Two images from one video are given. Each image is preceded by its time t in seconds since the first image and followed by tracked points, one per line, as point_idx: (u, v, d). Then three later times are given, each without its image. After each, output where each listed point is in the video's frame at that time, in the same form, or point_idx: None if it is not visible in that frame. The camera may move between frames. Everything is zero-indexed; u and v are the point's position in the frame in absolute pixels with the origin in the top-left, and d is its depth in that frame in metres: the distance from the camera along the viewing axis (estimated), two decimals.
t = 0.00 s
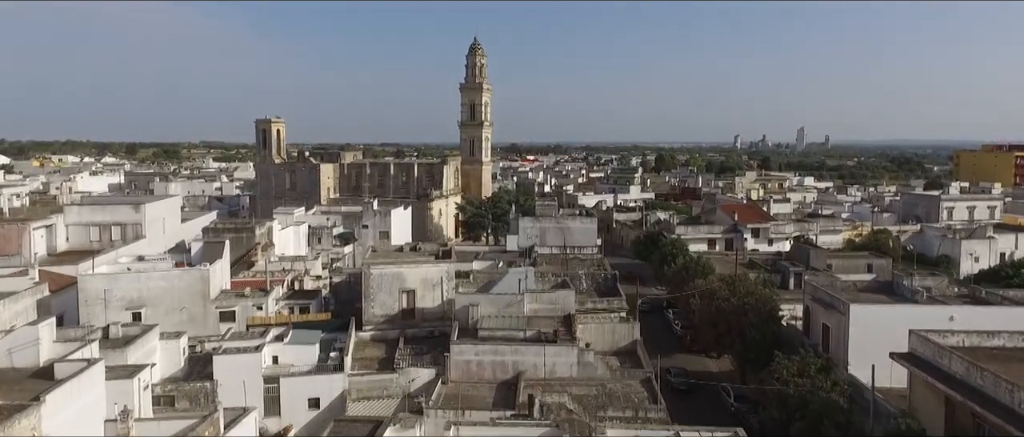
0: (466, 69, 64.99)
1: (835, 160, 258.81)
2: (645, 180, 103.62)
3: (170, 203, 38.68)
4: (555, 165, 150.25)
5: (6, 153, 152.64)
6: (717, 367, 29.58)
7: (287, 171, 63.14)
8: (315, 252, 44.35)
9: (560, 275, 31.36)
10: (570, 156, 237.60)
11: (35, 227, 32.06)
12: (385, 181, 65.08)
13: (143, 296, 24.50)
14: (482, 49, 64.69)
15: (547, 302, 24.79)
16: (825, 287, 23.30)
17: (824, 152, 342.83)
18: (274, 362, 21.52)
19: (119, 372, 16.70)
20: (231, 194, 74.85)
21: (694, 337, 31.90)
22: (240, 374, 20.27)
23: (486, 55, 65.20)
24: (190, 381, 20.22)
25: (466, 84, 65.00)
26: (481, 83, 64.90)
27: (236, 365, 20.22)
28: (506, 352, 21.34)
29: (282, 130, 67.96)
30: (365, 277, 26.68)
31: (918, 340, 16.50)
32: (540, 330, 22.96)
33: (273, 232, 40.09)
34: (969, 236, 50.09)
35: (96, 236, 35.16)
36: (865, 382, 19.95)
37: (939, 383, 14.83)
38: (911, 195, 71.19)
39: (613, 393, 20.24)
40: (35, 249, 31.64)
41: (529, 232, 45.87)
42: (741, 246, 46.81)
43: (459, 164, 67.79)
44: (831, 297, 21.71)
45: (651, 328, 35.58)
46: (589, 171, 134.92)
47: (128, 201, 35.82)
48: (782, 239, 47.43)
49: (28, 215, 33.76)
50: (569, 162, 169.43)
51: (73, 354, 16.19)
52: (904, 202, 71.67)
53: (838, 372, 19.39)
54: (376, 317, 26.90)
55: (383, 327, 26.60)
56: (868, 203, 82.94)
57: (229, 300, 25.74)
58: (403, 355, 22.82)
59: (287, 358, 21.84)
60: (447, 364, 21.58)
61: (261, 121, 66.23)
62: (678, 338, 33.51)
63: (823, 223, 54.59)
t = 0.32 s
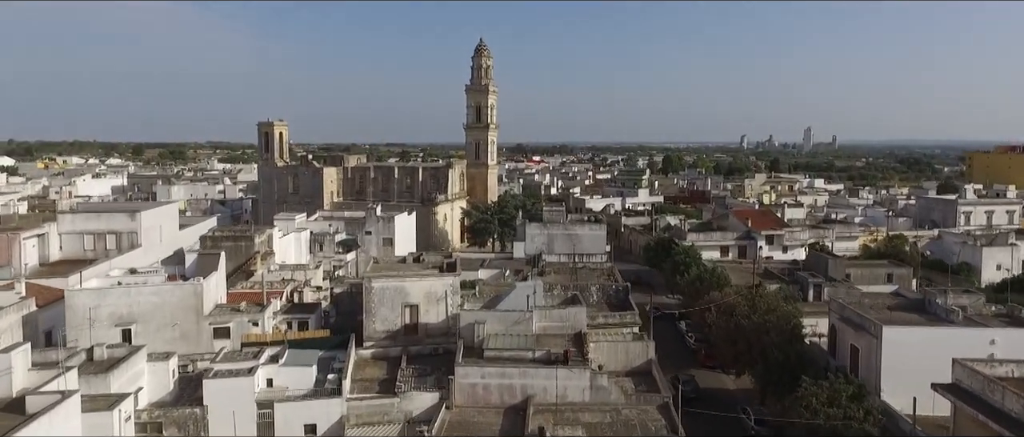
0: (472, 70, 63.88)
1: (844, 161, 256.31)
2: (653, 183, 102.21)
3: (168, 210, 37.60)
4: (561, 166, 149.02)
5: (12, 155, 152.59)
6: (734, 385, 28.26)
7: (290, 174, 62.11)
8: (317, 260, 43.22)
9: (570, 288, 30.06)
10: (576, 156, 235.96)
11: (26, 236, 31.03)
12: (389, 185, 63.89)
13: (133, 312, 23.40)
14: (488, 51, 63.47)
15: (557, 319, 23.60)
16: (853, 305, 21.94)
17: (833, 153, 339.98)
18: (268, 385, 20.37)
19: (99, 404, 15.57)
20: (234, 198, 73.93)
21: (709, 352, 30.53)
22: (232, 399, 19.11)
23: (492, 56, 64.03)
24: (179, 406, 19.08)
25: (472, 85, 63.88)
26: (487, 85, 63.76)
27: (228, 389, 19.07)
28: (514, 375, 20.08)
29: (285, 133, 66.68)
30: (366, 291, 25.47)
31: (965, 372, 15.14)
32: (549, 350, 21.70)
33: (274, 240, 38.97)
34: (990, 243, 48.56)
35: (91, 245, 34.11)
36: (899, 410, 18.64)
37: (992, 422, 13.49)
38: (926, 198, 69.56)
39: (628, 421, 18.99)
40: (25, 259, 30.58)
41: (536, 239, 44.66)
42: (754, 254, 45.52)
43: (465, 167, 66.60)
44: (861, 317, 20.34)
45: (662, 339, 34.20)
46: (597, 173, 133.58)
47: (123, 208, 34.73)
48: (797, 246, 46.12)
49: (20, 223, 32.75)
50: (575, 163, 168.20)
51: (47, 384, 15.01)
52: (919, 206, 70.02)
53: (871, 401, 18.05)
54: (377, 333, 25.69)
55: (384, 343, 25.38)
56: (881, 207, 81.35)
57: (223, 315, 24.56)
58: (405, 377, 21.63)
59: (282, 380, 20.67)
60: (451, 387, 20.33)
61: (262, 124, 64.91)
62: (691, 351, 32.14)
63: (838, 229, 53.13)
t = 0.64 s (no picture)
0: (479, 71, 62.67)
1: (854, 162, 253.35)
2: (663, 185, 100.53)
3: (166, 217, 36.45)
4: (568, 168, 147.62)
5: (19, 156, 152.61)
6: (755, 404, 26.81)
7: (294, 178, 61.00)
8: (320, 267, 42.01)
9: (581, 302, 28.70)
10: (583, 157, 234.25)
11: (18, 247, 29.96)
12: (395, 189, 62.65)
13: (123, 330, 22.20)
14: (495, 52, 62.24)
15: (569, 338, 22.27)
16: (886, 326, 20.52)
17: (842, 153, 336.89)
18: (262, 411, 19.15)
19: None
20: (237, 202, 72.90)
21: (727, 368, 29.08)
22: (223, 428, 17.88)
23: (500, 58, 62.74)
24: None
25: (479, 87, 62.66)
26: (494, 87, 62.52)
27: (219, 417, 17.86)
28: (524, 401, 18.77)
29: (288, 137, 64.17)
30: (368, 307, 24.21)
31: None
32: (562, 373, 20.40)
33: (275, 247, 37.78)
34: (1015, 251, 46.87)
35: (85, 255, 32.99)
36: None
37: None
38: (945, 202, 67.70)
39: None
40: (15, 271, 29.49)
41: (544, 246, 43.39)
42: (771, 262, 44.09)
43: (471, 170, 65.27)
44: (897, 340, 18.90)
45: (677, 353, 32.75)
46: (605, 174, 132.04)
47: (119, 217, 33.57)
48: (814, 254, 44.59)
49: (12, 233, 31.68)
50: (582, 164, 166.67)
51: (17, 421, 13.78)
52: (938, 210, 68.13)
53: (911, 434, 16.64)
54: (380, 351, 24.39)
55: (387, 362, 24.08)
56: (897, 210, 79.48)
57: (218, 332, 23.30)
58: (408, 402, 20.35)
59: (277, 407, 19.43)
60: (458, 414, 19.02)
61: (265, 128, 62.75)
62: (708, 367, 30.63)
63: (857, 235, 51.41)
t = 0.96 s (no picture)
0: (485, 73, 61.35)
1: (863, 163, 250.80)
2: (671, 188, 98.93)
3: (161, 226, 35.26)
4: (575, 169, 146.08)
5: (24, 157, 152.20)
6: (777, 427, 25.37)
7: (296, 183, 59.85)
8: (320, 277, 40.70)
9: (592, 318, 27.27)
10: (588, 157, 232.64)
11: (5, 259, 28.80)
12: (399, 194, 61.33)
13: (108, 352, 20.96)
14: (501, 54, 60.96)
15: (582, 361, 20.90)
16: (924, 351, 19.06)
17: (850, 154, 334.06)
18: None
19: None
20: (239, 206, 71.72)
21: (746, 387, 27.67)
22: None
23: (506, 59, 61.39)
24: None
25: (485, 90, 61.36)
26: (501, 89, 61.20)
27: None
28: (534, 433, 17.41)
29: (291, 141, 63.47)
30: (368, 326, 22.86)
31: None
32: (574, 401, 19.04)
33: (274, 257, 36.54)
34: None
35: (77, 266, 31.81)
36: None
37: None
38: (963, 207, 65.92)
39: None
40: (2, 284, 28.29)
41: (552, 255, 42.03)
42: (786, 272, 42.67)
43: (477, 174, 63.92)
44: (939, 369, 17.45)
45: (692, 368, 31.32)
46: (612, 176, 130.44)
47: (112, 226, 32.35)
48: (832, 263, 43.08)
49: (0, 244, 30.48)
50: (588, 166, 165.05)
51: None
52: (956, 214, 66.36)
53: None
54: (380, 372, 23.06)
55: (388, 384, 22.75)
56: (911, 214, 77.70)
57: (209, 354, 22.01)
58: (409, 431, 19.02)
59: None
60: None
61: (267, 131, 62.11)
62: (725, 384, 29.22)
63: (875, 243, 49.65)
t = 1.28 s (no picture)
0: (489, 75, 59.97)
1: (870, 163, 248.50)
2: (679, 190, 97.30)
3: (153, 236, 33.98)
4: (580, 170, 144.42)
5: (28, 157, 151.50)
6: None
7: (295, 187, 58.48)
8: (320, 286, 39.39)
9: (602, 336, 25.84)
10: (593, 158, 230.77)
11: None
12: (401, 198, 59.95)
13: (87, 377, 19.62)
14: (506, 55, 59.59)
15: (593, 388, 19.47)
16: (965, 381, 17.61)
17: (857, 154, 331.37)
18: None
19: None
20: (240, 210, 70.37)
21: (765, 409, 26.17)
22: None
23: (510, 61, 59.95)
24: None
25: (489, 92, 59.96)
26: (505, 91, 59.78)
27: None
28: None
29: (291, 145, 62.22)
30: (364, 348, 21.47)
31: None
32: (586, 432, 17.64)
33: (270, 267, 35.18)
34: None
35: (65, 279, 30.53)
36: None
37: None
38: (980, 211, 64.15)
39: None
40: None
41: (559, 264, 40.59)
42: (801, 282, 41.20)
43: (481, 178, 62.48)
44: (984, 403, 16.02)
45: (707, 387, 29.82)
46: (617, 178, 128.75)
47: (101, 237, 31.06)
48: (849, 272, 41.47)
49: None
50: (593, 167, 163.23)
51: None
52: (972, 218, 64.59)
53: None
54: (378, 396, 21.68)
55: (386, 410, 21.38)
56: (925, 218, 75.90)
57: (195, 378, 20.66)
58: None
59: None
60: None
61: (267, 135, 60.94)
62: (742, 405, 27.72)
63: (893, 250, 47.72)
